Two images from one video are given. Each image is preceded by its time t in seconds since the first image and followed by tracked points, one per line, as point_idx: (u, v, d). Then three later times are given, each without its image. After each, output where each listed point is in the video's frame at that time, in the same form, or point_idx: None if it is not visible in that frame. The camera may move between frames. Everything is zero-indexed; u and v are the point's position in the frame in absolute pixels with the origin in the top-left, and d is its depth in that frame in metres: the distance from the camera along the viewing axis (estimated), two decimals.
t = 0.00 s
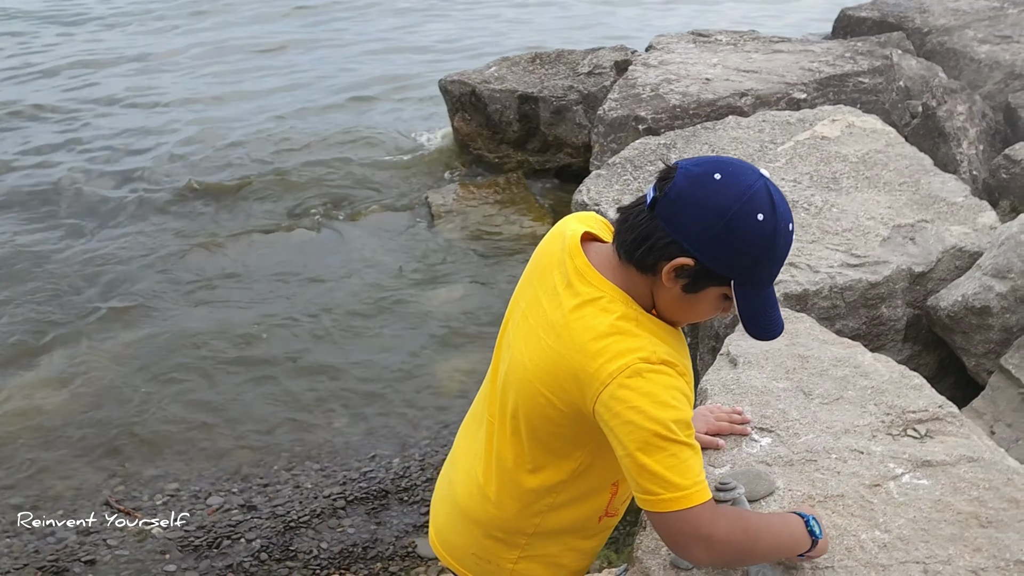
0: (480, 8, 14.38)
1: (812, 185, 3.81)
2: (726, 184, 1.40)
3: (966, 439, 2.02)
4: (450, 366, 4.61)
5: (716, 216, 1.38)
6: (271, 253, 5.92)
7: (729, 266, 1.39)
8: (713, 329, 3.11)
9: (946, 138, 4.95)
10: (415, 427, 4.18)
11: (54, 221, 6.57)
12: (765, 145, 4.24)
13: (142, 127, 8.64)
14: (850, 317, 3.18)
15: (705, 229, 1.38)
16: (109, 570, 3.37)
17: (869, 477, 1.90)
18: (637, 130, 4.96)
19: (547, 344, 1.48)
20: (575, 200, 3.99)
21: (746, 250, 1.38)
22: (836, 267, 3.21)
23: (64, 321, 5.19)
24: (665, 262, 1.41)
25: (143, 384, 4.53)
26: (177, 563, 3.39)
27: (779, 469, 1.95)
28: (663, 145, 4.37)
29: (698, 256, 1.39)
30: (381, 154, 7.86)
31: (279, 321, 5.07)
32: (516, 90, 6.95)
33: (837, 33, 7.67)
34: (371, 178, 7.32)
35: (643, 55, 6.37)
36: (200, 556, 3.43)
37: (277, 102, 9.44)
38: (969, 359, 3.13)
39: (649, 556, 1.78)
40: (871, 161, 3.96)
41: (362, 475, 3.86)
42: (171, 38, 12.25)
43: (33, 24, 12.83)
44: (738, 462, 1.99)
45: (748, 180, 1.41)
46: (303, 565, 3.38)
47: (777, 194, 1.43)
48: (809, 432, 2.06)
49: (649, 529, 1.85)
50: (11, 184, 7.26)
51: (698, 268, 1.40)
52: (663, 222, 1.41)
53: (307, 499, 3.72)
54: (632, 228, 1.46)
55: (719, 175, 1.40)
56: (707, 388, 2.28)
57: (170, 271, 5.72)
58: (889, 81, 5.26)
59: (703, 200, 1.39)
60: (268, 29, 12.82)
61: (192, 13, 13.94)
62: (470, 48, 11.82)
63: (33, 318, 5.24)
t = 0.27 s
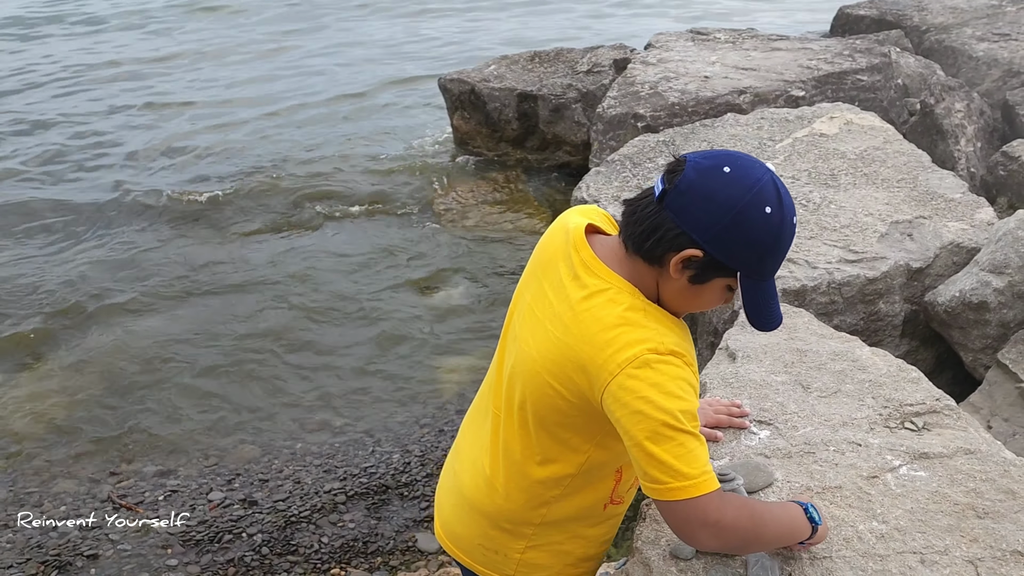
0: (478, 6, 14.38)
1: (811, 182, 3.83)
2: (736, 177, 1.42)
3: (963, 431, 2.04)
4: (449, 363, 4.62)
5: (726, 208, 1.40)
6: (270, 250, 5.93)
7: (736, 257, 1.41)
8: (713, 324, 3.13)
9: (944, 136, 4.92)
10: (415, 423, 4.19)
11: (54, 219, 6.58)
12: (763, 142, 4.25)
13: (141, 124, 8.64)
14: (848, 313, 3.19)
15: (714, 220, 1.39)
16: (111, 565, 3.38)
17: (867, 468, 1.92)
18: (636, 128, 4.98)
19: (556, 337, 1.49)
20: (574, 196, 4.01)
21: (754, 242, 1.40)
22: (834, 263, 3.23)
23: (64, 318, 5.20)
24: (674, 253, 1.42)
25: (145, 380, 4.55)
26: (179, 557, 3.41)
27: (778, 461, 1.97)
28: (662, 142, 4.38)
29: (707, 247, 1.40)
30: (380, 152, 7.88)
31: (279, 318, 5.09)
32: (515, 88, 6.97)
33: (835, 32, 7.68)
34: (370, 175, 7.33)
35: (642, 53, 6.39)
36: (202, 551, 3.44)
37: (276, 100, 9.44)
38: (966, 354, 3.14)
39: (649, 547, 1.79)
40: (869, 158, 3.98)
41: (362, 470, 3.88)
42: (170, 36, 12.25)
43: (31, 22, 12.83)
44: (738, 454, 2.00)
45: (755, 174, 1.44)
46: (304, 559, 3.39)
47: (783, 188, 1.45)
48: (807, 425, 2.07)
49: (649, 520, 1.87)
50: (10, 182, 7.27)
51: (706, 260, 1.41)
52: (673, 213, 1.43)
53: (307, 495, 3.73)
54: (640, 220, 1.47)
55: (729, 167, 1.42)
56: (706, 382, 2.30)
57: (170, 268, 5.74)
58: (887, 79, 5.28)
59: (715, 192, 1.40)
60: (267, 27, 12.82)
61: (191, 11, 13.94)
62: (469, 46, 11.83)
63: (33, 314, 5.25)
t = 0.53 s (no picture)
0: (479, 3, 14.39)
1: (808, 178, 3.85)
2: (721, 166, 1.44)
3: (953, 423, 2.07)
4: (448, 359, 4.65)
5: (712, 196, 1.42)
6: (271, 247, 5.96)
7: (722, 244, 1.44)
8: (709, 319, 3.17)
9: (942, 132, 4.97)
10: (415, 418, 4.22)
11: (56, 217, 6.62)
12: (760, 139, 4.28)
13: (142, 122, 8.67)
14: (844, 308, 3.21)
15: (701, 207, 1.42)
16: (114, 559, 3.41)
17: (858, 459, 1.95)
18: (635, 125, 5.00)
19: (549, 327, 1.52)
20: (573, 193, 4.03)
21: (739, 230, 1.43)
22: (829, 259, 3.25)
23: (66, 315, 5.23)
24: (661, 241, 1.45)
25: (147, 376, 4.58)
26: (181, 551, 3.44)
27: (770, 452, 2.00)
28: (660, 139, 4.41)
29: (694, 235, 1.43)
30: (381, 150, 7.90)
31: (280, 315, 5.12)
32: (515, 86, 6.99)
33: (834, 29, 7.69)
34: (371, 172, 7.35)
35: (641, 51, 6.41)
36: (203, 545, 3.48)
37: (276, 98, 9.46)
38: (960, 349, 3.16)
39: (642, 535, 1.82)
40: (866, 155, 4.00)
41: (362, 465, 3.91)
42: (171, 35, 12.28)
43: (33, 20, 12.87)
44: (730, 446, 2.03)
45: (740, 162, 1.46)
46: (305, 553, 3.42)
47: (766, 177, 1.49)
48: (800, 417, 2.10)
49: (643, 510, 1.90)
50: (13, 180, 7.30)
51: (692, 247, 1.44)
52: (660, 201, 1.45)
53: (307, 490, 3.77)
54: (628, 209, 1.49)
55: (715, 157, 1.44)
56: (701, 375, 2.32)
57: (172, 265, 5.77)
58: (885, 76, 5.30)
59: (701, 181, 1.43)
60: (268, 25, 12.85)
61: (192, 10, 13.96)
62: (469, 44, 11.85)
63: (35, 311, 5.29)
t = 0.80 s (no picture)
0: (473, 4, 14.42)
1: (800, 175, 3.89)
2: (705, 155, 1.48)
3: (944, 412, 2.10)
4: (444, 356, 4.68)
5: (696, 185, 1.46)
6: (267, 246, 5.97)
7: (708, 231, 1.48)
8: (703, 313, 3.22)
9: (932, 131, 5.03)
10: (411, 415, 4.25)
11: (51, 216, 6.62)
12: (753, 136, 4.32)
13: (137, 121, 8.67)
14: (836, 303, 3.25)
15: (685, 197, 1.46)
16: (113, 554, 3.43)
17: (850, 447, 1.98)
18: (629, 124, 5.04)
19: (544, 315, 1.54)
20: (568, 190, 4.06)
21: (724, 217, 1.47)
22: (822, 254, 3.29)
23: (62, 312, 5.24)
24: (648, 231, 1.49)
25: (144, 373, 4.59)
26: (179, 546, 3.46)
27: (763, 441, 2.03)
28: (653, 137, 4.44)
29: (679, 224, 1.47)
30: (375, 149, 7.92)
31: (275, 312, 5.13)
32: (509, 85, 7.02)
33: (827, 29, 7.74)
34: (366, 171, 7.37)
35: (635, 50, 6.45)
36: (202, 540, 3.50)
37: (271, 97, 9.47)
38: (951, 343, 3.19)
39: (639, 522, 1.86)
40: (857, 152, 4.04)
41: (360, 461, 3.93)
42: (165, 33, 12.26)
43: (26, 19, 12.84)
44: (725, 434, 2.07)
45: (723, 150, 1.50)
46: (303, 547, 3.45)
47: (749, 165, 1.52)
48: (793, 406, 2.14)
49: (639, 498, 1.93)
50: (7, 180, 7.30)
51: (679, 236, 1.48)
52: (645, 193, 1.49)
53: (305, 485, 3.79)
54: (616, 201, 1.53)
55: (698, 146, 1.48)
56: (695, 366, 2.36)
57: (168, 263, 5.78)
58: (876, 75, 5.35)
59: (685, 170, 1.46)
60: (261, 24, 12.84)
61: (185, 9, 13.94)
62: (463, 44, 11.87)
63: (31, 309, 5.29)
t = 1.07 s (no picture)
0: None
1: (788, 169, 3.92)
2: (671, 144, 1.50)
3: (925, 402, 2.13)
4: (436, 351, 4.70)
5: (663, 175, 1.48)
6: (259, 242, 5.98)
7: (678, 220, 1.50)
8: (691, 307, 3.25)
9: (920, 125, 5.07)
10: (403, 409, 4.27)
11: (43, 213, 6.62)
12: (742, 131, 4.34)
13: (129, 119, 8.67)
14: (823, 295, 3.28)
15: (653, 186, 1.48)
16: (106, 548, 3.44)
17: (831, 436, 2.01)
18: (619, 119, 5.05)
19: (527, 305, 1.57)
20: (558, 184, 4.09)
21: (691, 205, 1.49)
22: (809, 248, 3.32)
23: (54, 309, 5.25)
24: (619, 221, 1.52)
25: (137, 369, 4.60)
26: (172, 540, 3.47)
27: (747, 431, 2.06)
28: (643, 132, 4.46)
29: (648, 213, 1.50)
30: (368, 146, 7.93)
31: (267, 308, 5.15)
32: (501, 81, 7.04)
33: (817, 24, 7.76)
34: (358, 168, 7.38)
35: (626, 46, 6.46)
36: (195, 534, 3.51)
37: (264, 94, 9.47)
38: (937, 334, 3.21)
39: (623, 511, 1.88)
40: (845, 146, 4.07)
41: (352, 455, 3.95)
42: (157, 32, 12.25)
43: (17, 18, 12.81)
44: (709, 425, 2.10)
45: (689, 139, 1.52)
46: (295, 541, 3.47)
47: (716, 151, 1.54)
48: (776, 397, 2.17)
49: (623, 487, 1.96)
50: None
51: (649, 225, 1.51)
52: (614, 184, 1.52)
53: (297, 479, 3.81)
54: (587, 193, 1.56)
55: (663, 136, 1.50)
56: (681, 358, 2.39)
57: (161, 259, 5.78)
58: (865, 70, 5.38)
59: (652, 160, 1.49)
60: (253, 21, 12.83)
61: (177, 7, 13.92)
62: (456, 39, 11.87)
63: (23, 306, 5.30)
